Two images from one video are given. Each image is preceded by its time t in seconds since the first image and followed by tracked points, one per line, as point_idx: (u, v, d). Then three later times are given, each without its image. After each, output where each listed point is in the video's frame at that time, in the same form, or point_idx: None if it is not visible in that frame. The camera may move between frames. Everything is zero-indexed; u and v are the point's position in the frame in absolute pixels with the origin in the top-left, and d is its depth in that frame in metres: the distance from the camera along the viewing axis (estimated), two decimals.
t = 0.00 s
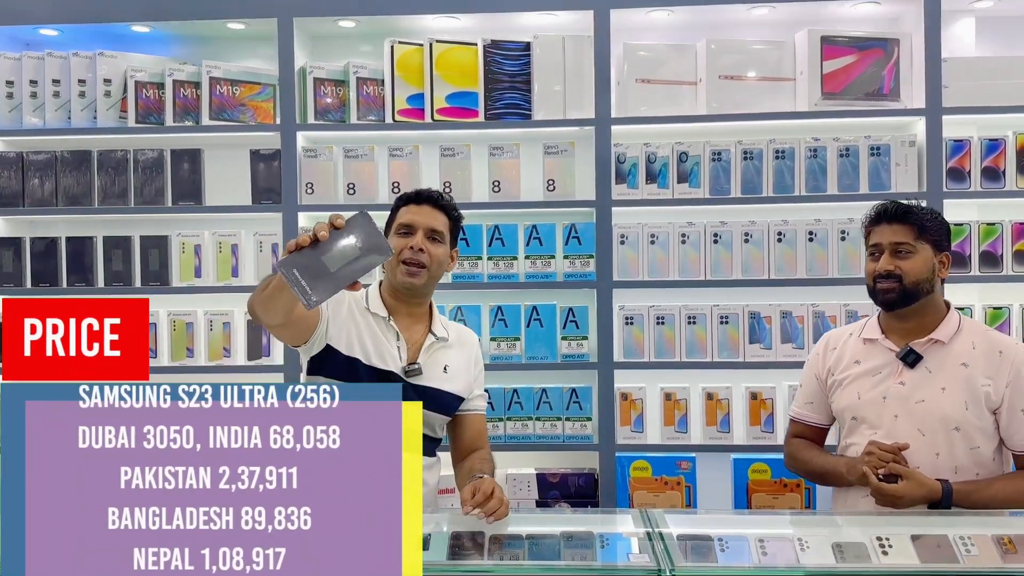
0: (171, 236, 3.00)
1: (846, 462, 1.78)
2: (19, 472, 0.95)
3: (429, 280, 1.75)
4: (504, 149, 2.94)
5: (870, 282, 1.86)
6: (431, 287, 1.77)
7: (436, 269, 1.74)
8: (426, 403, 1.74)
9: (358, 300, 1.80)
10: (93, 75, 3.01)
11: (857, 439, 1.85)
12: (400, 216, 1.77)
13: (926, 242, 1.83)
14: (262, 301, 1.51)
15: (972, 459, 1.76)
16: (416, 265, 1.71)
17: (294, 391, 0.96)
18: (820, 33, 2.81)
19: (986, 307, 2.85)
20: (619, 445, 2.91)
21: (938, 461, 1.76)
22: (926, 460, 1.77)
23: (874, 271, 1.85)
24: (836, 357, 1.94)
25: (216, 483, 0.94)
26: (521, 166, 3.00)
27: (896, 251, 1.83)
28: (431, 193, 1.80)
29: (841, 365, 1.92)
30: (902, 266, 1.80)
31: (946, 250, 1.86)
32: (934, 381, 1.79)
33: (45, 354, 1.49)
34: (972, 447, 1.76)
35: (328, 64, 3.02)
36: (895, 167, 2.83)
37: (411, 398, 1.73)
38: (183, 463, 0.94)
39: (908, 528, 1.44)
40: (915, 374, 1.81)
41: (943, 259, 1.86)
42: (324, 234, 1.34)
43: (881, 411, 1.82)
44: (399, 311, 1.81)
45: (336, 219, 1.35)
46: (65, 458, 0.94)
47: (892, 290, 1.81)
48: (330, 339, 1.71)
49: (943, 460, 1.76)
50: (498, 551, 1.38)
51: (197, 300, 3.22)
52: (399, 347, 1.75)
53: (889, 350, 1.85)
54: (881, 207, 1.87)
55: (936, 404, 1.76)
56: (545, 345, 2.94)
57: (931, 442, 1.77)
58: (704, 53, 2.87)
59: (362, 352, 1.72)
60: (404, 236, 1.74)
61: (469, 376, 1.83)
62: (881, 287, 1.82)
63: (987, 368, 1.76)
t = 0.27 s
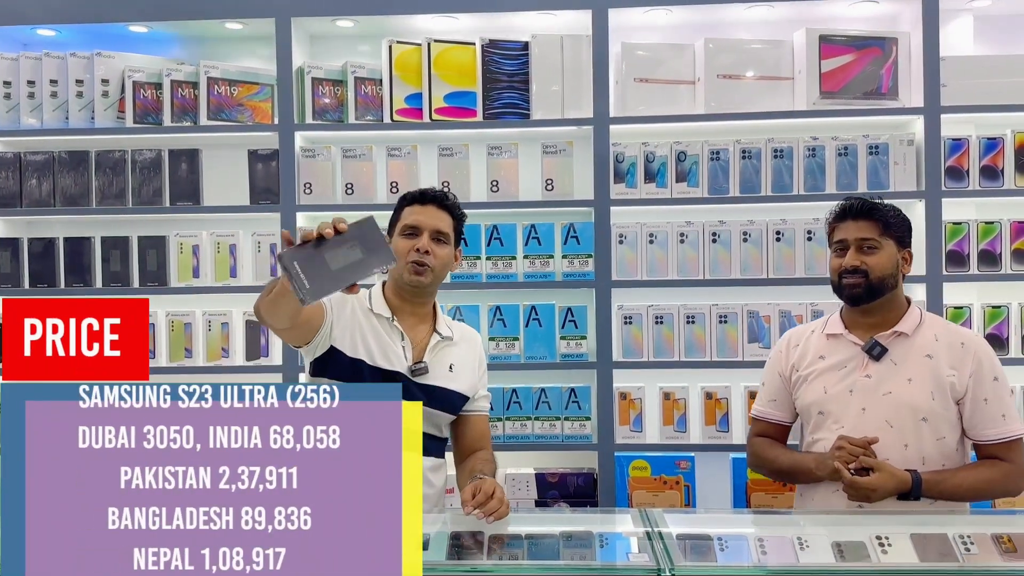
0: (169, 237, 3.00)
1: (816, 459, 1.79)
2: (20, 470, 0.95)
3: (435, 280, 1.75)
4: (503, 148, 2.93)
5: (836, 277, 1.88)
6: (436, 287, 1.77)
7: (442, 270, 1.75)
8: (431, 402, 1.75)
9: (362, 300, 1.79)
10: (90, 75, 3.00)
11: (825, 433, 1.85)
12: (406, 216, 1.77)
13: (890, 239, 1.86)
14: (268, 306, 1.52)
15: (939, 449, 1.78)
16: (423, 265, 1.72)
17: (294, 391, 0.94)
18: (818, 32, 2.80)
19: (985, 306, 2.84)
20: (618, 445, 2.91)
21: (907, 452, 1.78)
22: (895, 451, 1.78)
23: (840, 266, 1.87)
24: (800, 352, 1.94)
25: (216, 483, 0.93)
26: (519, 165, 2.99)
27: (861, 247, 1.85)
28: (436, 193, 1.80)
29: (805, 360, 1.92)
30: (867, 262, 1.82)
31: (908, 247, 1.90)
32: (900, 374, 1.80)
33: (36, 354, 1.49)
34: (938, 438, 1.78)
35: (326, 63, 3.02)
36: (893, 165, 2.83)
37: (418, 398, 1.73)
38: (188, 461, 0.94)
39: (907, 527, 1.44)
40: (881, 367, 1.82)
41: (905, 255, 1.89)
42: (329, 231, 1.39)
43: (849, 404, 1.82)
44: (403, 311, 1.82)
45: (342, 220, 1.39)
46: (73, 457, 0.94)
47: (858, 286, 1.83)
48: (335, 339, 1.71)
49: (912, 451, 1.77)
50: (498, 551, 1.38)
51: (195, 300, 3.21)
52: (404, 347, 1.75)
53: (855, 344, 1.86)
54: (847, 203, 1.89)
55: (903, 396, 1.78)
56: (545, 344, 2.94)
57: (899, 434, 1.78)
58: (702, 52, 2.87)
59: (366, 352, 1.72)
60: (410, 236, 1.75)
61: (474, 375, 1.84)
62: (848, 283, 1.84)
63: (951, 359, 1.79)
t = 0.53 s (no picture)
0: (165, 238, 2.99)
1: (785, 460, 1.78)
2: (21, 469, 0.94)
3: (428, 278, 1.74)
4: (499, 148, 2.93)
5: (798, 276, 1.88)
6: (429, 286, 1.77)
7: (435, 266, 1.75)
8: (432, 402, 1.74)
9: (356, 303, 1.79)
10: (86, 76, 3.00)
11: (789, 432, 1.84)
12: (395, 214, 1.76)
13: (852, 238, 1.87)
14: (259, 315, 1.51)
15: (903, 445, 1.80)
16: (414, 263, 1.71)
17: (294, 391, 0.94)
18: (814, 32, 2.80)
19: (982, 305, 2.85)
20: (615, 445, 2.91)
21: (874, 449, 1.79)
22: (862, 448, 1.79)
23: (803, 265, 1.87)
24: (759, 351, 1.93)
25: (216, 483, 0.93)
26: (516, 165, 2.99)
27: (824, 245, 1.86)
28: (423, 190, 1.79)
29: (766, 360, 1.92)
30: (831, 260, 1.83)
31: (867, 246, 1.91)
32: (863, 371, 1.81)
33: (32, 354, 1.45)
34: (901, 434, 1.80)
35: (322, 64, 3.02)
36: (890, 165, 2.83)
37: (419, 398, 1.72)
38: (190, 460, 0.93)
39: (904, 527, 1.44)
40: (844, 365, 1.83)
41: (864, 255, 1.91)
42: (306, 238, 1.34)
43: (813, 403, 1.82)
44: (398, 312, 1.81)
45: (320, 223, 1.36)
46: (75, 456, 0.93)
47: (821, 284, 1.84)
48: (331, 343, 1.71)
49: (878, 448, 1.79)
50: (495, 551, 1.37)
51: (192, 302, 3.21)
52: (402, 348, 1.75)
53: (816, 342, 1.87)
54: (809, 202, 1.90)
55: (868, 393, 1.79)
56: (542, 345, 2.94)
57: (865, 431, 1.79)
58: (698, 52, 2.87)
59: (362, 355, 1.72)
60: (400, 235, 1.74)
61: (472, 372, 1.84)
62: (811, 281, 1.85)
63: (912, 357, 1.81)
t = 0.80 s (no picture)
0: (162, 239, 2.99)
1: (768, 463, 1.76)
2: (18, 470, 0.93)
3: (417, 284, 1.75)
4: (496, 149, 2.93)
5: (772, 279, 1.88)
6: (418, 289, 1.77)
7: (425, 269, 1.74)
8: (426, 402, 1.73)
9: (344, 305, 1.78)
10: (82, 78, 3.00)
11: (769, 435, 1.83)
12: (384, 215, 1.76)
13: (823, 241, 1.89)
14: (247, 318, 1.50)
15: (877, 443, 1.83)
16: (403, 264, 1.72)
17: (294, 391, 0.95)
18: (809, 31, 2.81)
19: (978, 304, 2.85)
20: (613, 444, 2.91)
21: (852, 448, 1.80)
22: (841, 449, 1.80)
23: (777, 268, 1.87)
24: (733, 353, 1.92)
25: (216, 483, 0.93)
26: (513, 166, 2.99)
27: (797, 249, 1.87)
28: (412, 189, 1.79)
29: (741, 363, 1.90)
30: (804, 263, 1.84)
31: (836, 249, 1.94)
32: (840, 371, 1.83)
33: (34, 352, 1.51)
34: (876, 432, 1.83)
35: (319, 65, 3.02)
36: (886, 164, 2.84)
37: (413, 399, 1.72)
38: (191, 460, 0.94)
39: (900, 525, 1.44)
40: (820, 366, 1.84)
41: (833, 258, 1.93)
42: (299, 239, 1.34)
43: (792, 405, 1.82)
44: (387, 313, 1.81)
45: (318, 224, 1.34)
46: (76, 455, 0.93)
47: (794, 287, 1.85)
48: (321, 348, 1.71)
49: (858, 448, 1.80)
50: (494, 551, 1.37)
51: (189, 303, 3.21)
52: (392, 350, 1.74)
53: (791, 344, 1.87)
54: (781, 206, 1.91)
55: (846, 393, 1.80)
56: (539, 345, 2.94)
57: (845, 431, 1.81)
58: (694, 51, 2.88)
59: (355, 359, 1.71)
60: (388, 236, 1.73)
61: (462, 372, 1.84)
62: (784, 284, 1.86)
63: (883, 356, 1.85)
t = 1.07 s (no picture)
0: (161, 240, 2.99)
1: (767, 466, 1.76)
2: (18, 470, 0.93)
3: (409, 283, 1.76)
4: (494, 149, 2.94)
5: (758, 282, 1.88)
6: (410, 289, 1.78)
7: (417, 270, 1.75)
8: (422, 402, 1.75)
9: (333, 307, 1.78)
10: (81, 79, 3.00)
11: (763, 436, 1.83)
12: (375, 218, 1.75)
13: (808, 243, 1.90)
14: (242, 314, 1.50)
15: (866, 442, 1.85)
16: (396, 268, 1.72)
17: (294, 391, 0.94)
18: (807, 31, 2.81)
19: (976, 303, 2.86)
20: (612, 444, 2.92)
21: (844, 447, 1.82)
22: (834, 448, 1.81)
23: (764, 270, 1.87)
24: (722, 356, 1.91)
25: (216, 483, 0.94)
26: (511, 166, 3.00)
27: (784, 250, 1.88)
28: (401, 190, 1.78)
29: (730, 365, 1.90)
30: (791, 265, 1.85)
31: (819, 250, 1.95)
32: (828, 371, 1.83)
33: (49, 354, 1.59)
34: (864, 430, 1.85)
35: (317, 66, 3.02)
36: (884, 164, 2.84)
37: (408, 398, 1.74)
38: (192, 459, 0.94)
39: (899, 524, 1.45)
40: (809, 367, 1.84)
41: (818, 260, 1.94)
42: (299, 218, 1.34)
43: (784, 406, 1.83)
44: (379, 313, 1.81)
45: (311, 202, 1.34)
46: (77, 455, 0.93)
47: (782, 289, 1.85)
48: (314, 349, 1.71)
49: (849, 446, 1.82)
50: (494, 551, 1.38)
51: (189, 304, 3.21)
52: (385, 350, 1.75)
53: (779, 346, 1.87)
54: (766, 208, 1.91)
55: (836, 392, 1.82)
56: (538, 345, 2.94)
57: (836, 430, 1.82)
58: (692, 51, 2.88)
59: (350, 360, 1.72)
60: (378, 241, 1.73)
61: (453, 372, 1.86)
62: (772, 286, 1.85)
63: (868, 355, 1.87)
